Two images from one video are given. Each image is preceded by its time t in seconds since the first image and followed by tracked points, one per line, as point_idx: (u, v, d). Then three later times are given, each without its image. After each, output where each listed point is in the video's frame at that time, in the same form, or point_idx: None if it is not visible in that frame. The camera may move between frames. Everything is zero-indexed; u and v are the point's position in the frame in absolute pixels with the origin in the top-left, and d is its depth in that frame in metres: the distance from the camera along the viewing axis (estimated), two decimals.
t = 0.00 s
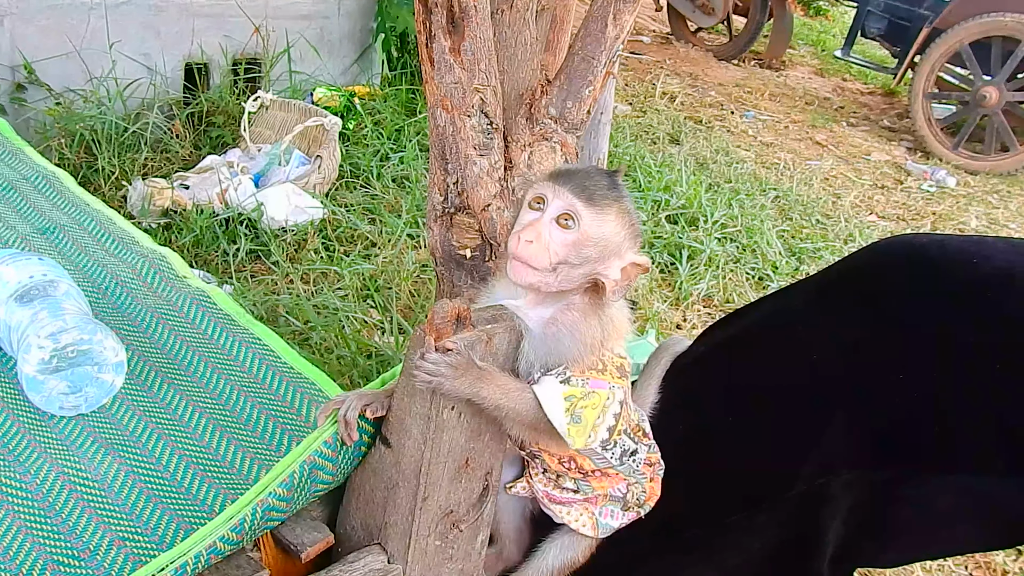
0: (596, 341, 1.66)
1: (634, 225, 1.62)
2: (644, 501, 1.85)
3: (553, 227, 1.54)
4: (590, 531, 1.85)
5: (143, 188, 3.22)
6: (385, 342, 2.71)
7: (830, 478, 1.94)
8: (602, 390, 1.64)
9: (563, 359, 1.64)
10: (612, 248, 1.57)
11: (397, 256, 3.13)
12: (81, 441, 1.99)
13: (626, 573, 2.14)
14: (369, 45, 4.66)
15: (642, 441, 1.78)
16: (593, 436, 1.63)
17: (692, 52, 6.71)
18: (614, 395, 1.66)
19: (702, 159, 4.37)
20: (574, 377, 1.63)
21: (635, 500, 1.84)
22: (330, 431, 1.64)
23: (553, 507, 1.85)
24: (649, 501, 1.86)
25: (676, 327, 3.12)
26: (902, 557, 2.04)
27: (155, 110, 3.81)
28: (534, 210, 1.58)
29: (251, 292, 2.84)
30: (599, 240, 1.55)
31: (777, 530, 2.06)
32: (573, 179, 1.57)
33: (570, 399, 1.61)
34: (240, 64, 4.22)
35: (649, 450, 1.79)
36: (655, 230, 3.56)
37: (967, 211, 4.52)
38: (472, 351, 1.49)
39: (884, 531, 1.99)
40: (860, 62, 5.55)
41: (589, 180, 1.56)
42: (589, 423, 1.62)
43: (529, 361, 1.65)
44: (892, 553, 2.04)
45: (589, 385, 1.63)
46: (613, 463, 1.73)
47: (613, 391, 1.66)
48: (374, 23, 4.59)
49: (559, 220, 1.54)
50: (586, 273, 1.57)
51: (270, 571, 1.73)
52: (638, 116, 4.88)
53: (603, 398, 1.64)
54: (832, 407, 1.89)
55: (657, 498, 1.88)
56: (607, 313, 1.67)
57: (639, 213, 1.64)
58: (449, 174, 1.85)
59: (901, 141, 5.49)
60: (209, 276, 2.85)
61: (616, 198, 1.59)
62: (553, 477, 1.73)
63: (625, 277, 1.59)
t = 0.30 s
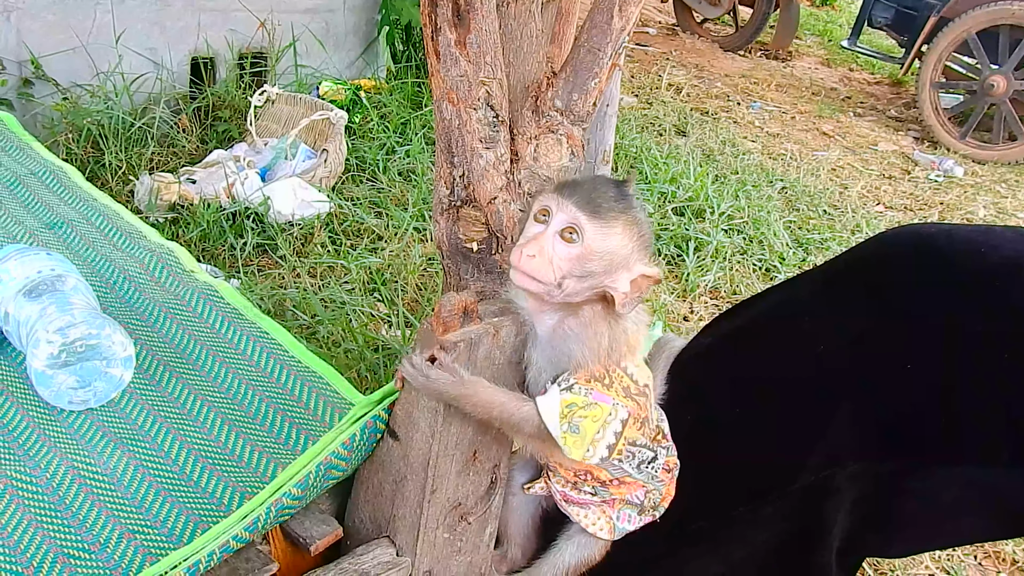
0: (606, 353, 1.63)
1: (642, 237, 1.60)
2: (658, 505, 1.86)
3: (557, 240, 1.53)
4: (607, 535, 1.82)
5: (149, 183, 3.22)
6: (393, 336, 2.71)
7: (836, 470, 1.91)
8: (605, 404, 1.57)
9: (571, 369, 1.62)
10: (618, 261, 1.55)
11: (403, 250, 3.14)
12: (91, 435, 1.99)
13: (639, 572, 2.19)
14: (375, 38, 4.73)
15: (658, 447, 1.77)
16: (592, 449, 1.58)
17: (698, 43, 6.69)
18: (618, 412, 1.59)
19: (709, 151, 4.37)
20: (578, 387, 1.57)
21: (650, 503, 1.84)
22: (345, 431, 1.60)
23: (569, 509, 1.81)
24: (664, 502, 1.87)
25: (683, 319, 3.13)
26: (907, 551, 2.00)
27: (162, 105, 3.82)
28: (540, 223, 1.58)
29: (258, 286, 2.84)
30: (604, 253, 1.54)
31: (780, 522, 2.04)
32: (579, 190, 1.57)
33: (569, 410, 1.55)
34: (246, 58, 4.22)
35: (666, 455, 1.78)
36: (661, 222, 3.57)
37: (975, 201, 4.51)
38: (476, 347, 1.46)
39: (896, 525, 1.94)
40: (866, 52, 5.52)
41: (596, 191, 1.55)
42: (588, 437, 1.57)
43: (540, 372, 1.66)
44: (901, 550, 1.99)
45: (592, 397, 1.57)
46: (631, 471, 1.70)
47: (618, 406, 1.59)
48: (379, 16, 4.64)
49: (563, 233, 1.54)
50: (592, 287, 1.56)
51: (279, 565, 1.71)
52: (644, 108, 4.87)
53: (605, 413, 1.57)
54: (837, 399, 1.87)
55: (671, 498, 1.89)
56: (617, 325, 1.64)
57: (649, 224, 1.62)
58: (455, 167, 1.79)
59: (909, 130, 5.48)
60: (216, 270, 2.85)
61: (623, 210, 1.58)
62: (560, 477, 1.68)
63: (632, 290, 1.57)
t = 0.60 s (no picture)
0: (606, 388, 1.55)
1: (642, 266, 1.49)
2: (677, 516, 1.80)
3: (551, 273, 1.41)
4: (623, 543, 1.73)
5: (155, 180, 3.23)
6: (398, 331, 2.70)
7: (841, 464, 1.86)
8: (593, 438, 1.50)
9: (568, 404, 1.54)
10: (616, 293, 1.45)
11: (408, 245, 3.15)
12: (98, 431, 1.99)
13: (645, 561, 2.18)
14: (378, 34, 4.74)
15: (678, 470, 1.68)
16: (575, 483, 1.50)
17: (702, 36, 6.68)
18: (606, 448, 1.52)
19: (714, 145, 4.36)
20: (565, 419, 1.51)
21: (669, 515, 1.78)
22: (351, 426, 1.60)
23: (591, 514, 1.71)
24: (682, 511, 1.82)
25: (689, 313, 3.13)
26: (909, 546, 1.99)
27: (167, 102, 3.83)
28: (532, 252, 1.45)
29: (263, 283, 2.85)
30: (602, 285, 1.43)
31: (783, 520, 1.96)
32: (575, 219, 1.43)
33: (554, 439, 1.49)
34: (250, 55, 4.23)
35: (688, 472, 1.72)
36: (666, 217, 3.57)
37: (981, 193, 4.50)
38: (481, 342, 1.46)
39: (898, 522, 1.93)
40: (871, 45, 5.51)
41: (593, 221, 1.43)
42: (570, 468, 1.49)
43: (535, 399, 1.61)
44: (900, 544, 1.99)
45: (580, 430, 1.50)
46: (649, 491, 1.66)
47: (608, 441, 1.52)
48: (384, 12, 4.64)
49: (559, 266, 1.41)
50: (589, 318, 1.47)
51: (285, 560, 1.71)
52: (649, 102, 4.87)
53: (593, 446, 1.50)
54: (842, 392, 1.84)
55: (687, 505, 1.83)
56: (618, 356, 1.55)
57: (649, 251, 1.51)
58: (460, 163, 1.72)
59: (914, 123, 5.47)
60: (222, 267, 2.86)
61: (621, 240, 1.47)
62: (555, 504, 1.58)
63: (631, 323, 1.47)
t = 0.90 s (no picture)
0: (576, 430, 1.48)
1: (608, 318, 1.39)
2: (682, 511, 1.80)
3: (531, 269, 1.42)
4: (631, 545, 1.73)
5: (160, 177, 3.23)
6: (404, 327, 2.70)
7: (847, 458, 1.86)
8: (582, 477, 1.51)
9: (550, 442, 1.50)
10: (569, 327, 1.40)
11: (414, 241, 3.15)
12: (106, 428, 2.00)
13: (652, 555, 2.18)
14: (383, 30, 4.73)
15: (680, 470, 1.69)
16: (566, 518, 1.53)
17: (707, 30, 6.66)
18: (597, 484, 1.54)
19: (719, 139, 4.35)
20: (554, 462, 1.50)
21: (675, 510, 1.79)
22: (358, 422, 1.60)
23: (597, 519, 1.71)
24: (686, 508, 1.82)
25: (695, 308, 3.12)
26: (916, 539, 1.99)
27: (171, 99, 3.83)
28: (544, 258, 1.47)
29: (269, 279, 2.85)
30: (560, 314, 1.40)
31: (790, 513, 1.97)
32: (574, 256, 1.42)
33: (543, 481, 1.50)
34: (254, 51, 4.24)
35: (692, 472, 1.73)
36: (671, 211, 3.57)
37: (988, 186, 4.49)
38: (488, 336, 1.45)
39: (903, 516, 1.93)
40: (877, 37, 5.49)
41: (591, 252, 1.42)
42: (560, 502, 1.51)
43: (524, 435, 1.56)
44: (907, 539, 1.99)
45: (567, 471, 1.50)
46: (653, 495, 1.68)
47: (599, 475, 1.53)
48: (388, 7, 4.63)
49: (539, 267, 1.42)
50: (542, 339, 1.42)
51: (294, 557, 1.72)
52: (653, 97, 4.86)
53: (584, 485, 1.52)
54: (848, 386, 1.84)
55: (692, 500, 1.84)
56: (593, 404, 1.46)
57: (631, 315, 1.40)
58: (465, 158, 1.71)
59: (920, 116, 5.45)
60: (228, 264, 2.86)
61: (607, 285, 1.40)
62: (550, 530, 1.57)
63: (566, 362, 1.40)
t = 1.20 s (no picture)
0: (555, 463, 1.46)
1: (598, 355, 1.37)
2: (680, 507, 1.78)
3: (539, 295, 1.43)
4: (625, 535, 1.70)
5: (161, 173, 3.23)
6: (406, 321, 2.70)
7: (853, 448, 1.86)
8: (567, 504, 1.52)
9: (532, 472, 1.48)
10: (557, 357, 1.37)
11: (415, 236, 3.15)
12: (108, 424, 2.00)
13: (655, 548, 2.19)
14: (383, 24, 4.73)
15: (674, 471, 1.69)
16: (548, 539, 1.54)
17: (709, 24, 6.65)
18: (581, 509, 1.55)
19: (720, 133, 4.35)
20: (540, 489, 1.49)
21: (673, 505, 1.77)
22: (360, 417, 1.59)
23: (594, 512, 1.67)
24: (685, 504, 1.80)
25: (696, 302, 3.12)
26: (917, 527, 2.02)
27: (172, 94, 3.83)
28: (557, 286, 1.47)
29: (271, 274, 2.86)
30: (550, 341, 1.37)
31: (795, 500, 1.96)
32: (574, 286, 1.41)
33: (534, 505, 1.49)
34: (255, 46, 4.24)
35: (689, 471, 1.73)
36: (672, 206, 3.58)
37: (989, 179, 4.49)
38: (489, 330, 1.45)
39: (906, 500, 1.95)
40: (878, 30, 5.48)
41: (595, 287, 1.41)
42: (546, 525, 1.52)
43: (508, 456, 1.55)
44: (907, 527, 2.02)
45: (553, 497, 1.50)
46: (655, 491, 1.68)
47: (586, 502, 1.55)
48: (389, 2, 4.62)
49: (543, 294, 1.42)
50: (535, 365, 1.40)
51: (296, 552, 1.71)
52: (655, 91, 4.85)
53: (568, 511, 1.53)
54: (855, 373, 1.82)
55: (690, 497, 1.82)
56: (574, 441, 1.44)
57: (620, 358, 1.38)
58: (466, 153, 1.72)
59: (922, 110, 5.45)
60: (229, 260, 2.86)
61: (603, 322, 1.39)
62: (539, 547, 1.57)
63: (549, 389, 1.35)
